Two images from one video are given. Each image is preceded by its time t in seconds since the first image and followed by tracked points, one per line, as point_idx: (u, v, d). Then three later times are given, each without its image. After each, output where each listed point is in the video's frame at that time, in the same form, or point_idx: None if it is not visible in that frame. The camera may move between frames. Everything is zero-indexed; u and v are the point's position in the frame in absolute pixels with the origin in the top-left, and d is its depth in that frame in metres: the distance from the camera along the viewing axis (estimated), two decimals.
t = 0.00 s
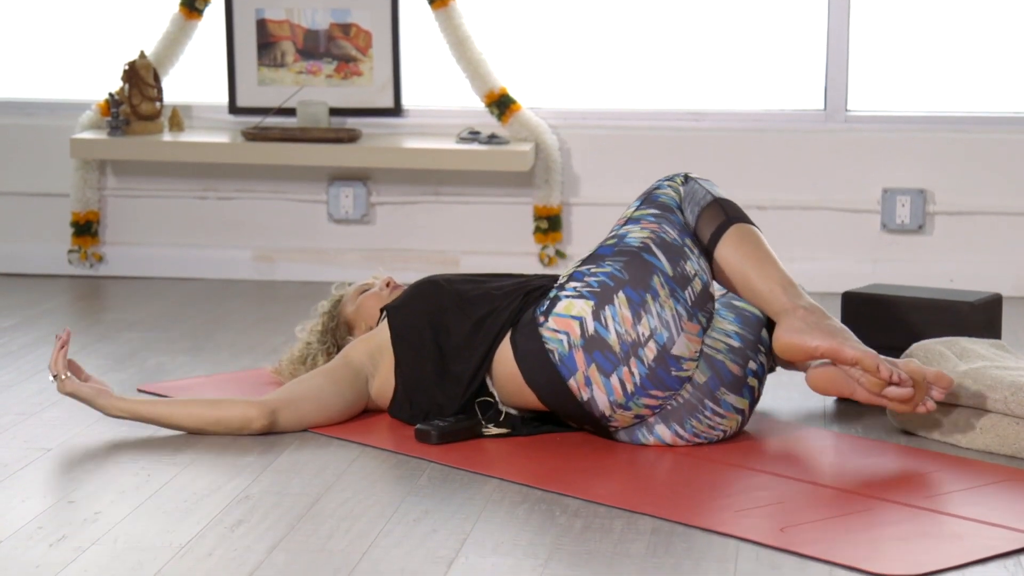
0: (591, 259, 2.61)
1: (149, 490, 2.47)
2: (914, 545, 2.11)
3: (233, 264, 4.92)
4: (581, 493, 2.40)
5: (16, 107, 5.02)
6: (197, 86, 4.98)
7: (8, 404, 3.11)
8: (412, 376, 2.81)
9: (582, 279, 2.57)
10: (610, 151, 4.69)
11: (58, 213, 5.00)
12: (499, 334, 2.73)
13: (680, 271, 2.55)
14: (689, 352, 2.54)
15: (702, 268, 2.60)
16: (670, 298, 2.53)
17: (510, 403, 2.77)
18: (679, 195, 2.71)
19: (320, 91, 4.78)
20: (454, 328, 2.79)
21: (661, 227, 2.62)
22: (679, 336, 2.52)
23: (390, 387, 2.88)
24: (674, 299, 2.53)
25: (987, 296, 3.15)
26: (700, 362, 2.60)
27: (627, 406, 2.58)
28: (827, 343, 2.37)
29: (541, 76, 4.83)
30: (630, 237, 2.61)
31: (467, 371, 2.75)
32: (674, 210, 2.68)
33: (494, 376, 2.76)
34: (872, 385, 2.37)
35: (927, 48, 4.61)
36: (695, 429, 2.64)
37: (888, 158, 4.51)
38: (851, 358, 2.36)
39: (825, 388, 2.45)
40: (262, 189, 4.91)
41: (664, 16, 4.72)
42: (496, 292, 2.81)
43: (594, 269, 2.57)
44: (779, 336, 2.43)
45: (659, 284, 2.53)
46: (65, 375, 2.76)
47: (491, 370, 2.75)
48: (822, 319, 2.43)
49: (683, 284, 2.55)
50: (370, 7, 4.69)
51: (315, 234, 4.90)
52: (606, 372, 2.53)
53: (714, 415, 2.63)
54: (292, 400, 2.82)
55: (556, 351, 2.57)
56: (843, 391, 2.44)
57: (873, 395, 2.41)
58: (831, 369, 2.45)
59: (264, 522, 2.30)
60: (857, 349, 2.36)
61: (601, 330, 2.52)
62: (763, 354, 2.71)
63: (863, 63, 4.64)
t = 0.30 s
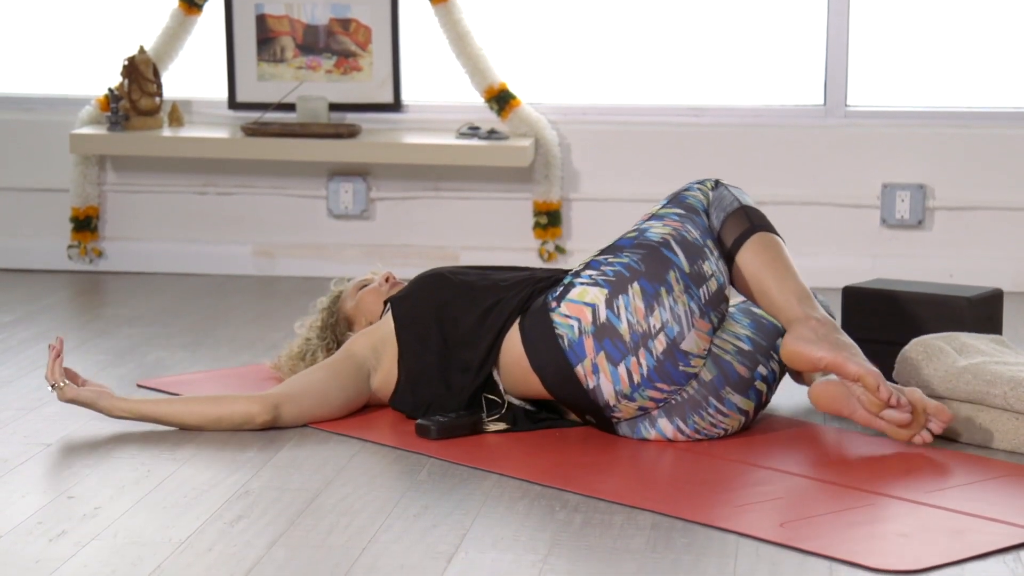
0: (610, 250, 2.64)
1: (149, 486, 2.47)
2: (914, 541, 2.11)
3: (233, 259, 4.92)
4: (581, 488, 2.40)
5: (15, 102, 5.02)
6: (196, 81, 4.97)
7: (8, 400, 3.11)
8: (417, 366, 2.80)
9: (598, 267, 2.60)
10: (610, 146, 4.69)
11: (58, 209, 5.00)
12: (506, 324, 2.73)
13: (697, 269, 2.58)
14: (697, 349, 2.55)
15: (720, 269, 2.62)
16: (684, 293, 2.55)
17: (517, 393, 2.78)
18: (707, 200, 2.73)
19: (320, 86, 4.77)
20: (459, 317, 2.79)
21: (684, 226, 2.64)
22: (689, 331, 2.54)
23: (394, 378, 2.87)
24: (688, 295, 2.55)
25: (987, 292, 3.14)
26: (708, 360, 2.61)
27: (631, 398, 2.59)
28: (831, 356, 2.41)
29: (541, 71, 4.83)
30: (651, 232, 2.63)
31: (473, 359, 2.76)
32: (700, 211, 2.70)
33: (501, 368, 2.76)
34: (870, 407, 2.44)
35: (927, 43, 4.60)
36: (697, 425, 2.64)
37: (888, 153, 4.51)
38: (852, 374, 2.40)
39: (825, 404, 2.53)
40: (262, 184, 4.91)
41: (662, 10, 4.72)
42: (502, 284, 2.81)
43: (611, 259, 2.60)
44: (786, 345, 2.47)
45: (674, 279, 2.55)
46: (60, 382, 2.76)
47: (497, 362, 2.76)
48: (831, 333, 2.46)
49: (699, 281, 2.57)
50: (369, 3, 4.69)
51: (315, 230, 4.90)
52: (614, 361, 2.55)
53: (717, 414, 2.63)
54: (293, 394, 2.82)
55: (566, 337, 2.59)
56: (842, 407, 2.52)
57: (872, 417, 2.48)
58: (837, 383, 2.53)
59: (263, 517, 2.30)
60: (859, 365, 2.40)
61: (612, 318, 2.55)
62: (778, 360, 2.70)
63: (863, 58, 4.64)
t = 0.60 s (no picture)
0: (631, 243, 2.66)
1: (149, 482, 2.48)
2: (914, 537, 2.11)
3: (233, 256, 4.92)
4: (581, 484, 2.41)
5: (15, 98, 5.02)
6: (196, 78, 4.97)
7: (8, 396, 3.11)
8: (423, 362, 2.78)
9: (618, 257, 2.62)
10: (610, 143, 4.69)
11: (57, 205, 5.00)
12: (519, 311, 2.74)
13: (716, 269, 2.60)
14: (709, 347, 2.57)
15: (739, 273, 2.65)
16: (701, 291, 2.57)
17: (523, 383, 2.79)
18: (736, 206, 2.77)
19: (320, 83, 4.78)
20: (467, 308, 2.79)
21: (708, 227, 2.66)
22: (702, 328, 2.56)
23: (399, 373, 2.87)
24: (705, 293, 2.57)
25: (987, 289, 3.15)
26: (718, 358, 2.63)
27: (639, 389, 2.60)
28: (841, 363, 2.41)
29: (541, 67, 4.83)
30: (675, 229, 2.66)
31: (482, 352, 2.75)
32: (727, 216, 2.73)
33: (510, 360, 2.77)
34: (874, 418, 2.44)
35: (927, 40, 4.60)
36: (701, 422, 2.64)
37: (888, 150, 4.51)
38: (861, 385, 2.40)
39: (825, 412, 2.53)
40: (262, 181, 4.91)
41: (662, 6, 4.72)
42: (512, 278, 2.83)
43: (632, 251, 2.63)
44: (797, 348, 2.47)
45: (693, 277, 2.57)
46: (60, 387, 2.77)
47: (507, 351, 2.76)
48: (844, 344, 2.47)
49: (717, 281, 2.60)
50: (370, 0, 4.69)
51: (314, 227, 4.90)
52: (626, 351, 2.56)
53: (722, 412, 2.64)
54: (295, 390, 2.82)
55: (579, 324, 2.61)
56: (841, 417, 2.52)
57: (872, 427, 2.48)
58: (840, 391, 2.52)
59: (264, 514, 2.30)
60: (867, 376, 2.39)
61: (628, 308, 2.57)
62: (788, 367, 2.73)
63: (863, 55, 4.64)
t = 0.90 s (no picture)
0: (644, 238, 2.67)
1: (149, 480, 2.48)
2: (914, 536, 2.11)
3: (233, 254, 4.92)
4: (580, 483, 2.41)
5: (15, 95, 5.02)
6: (196, 76, 4.97)
7: (7, 394, 3.12)
8: (426, 353, 2.78)
9: (630, 251, 2.63)
10: (611, 141, 4.69)
11: (57, 203, 5.00)
12: (524, 304, 2.74)
13: (727, 269, 2.60)
14: (716, 344, 2.58)
15: (751, 276, 2.65)
16: (712, 289, 2.57)
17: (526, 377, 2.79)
18: (754, 212, 2.76)
19: (320, 81, 4.77)
20: (473, 300, 2.78)
21: (723, 229, 2.66)
22: (711, 325, 2.56)
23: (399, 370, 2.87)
24: (715, 292, 2.57)
25: (987, 286, 3.15)
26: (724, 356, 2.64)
27: (645, 382, 2.60)
28: (848, 367, 2.41)
29: (541, 65, 4.83)
30: (690, 228, 2.66)
31: (486, 346, 2.75)
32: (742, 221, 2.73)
33: (515, 354, 2.76)
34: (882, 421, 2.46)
35: (927, 38, 4.60)
36: (704, 418, 2.64)
37: (888, 147, 4.51)
38: (870, 388, 2.40)
39: (825, 422, 2.58)
40: (262, 179, 4.91)
41: (662, 5, 4.71)
42: (519, 275, 2.82)
43: (645, 246, 2.63)
44: (806, 354, 2.47)
45: (704, 274, 2.57)
46: (60, 394, 2.78)
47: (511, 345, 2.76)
48: (853, 349, 2.47)
49: (728, 281, 2.60)
50: None
51: (315, 225, 4.90)
52: (634, 343, 2.56)
53: (725, 409, 2.65)
54: (294, 387, 2.82)
55: (588, 314, 2.61)
56: (842, 428, 2.56)
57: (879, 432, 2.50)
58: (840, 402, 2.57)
59: (264, 512, 2.30)
60: (875, 379, 2.40)
61: (639, 301, 2.57)
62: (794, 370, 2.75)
63: (863, 53, 4.64)
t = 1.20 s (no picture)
0: (658, 234, 2.69)
1: (149, 479, 2.48)
2: (914, 534, 2.11)
3: (233, 252, 4.92)
4: (580, 481, 2.41)
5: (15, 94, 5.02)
6: (196, 74, 4.97)
7: (8, 392, 3.12)
8: (431, 345, 2.77)
9: (645, 245, 2.65)
10: (611, 139, 4.69)
11: (57, 201, 5.00)
12: (533, 292, 2.73)
13: (739, 270, 2.64)
14: (725, 342, 2.60)
15: (761, 278, 2.68)
16: (723, 288, 2.60)
17: (533, 372, 2.79)
18: (765, 219, 2.79)
19: (320, 79, 4.78)
20: (480, 292, 2.78)
21: (736, 231, 2.69)
22: (722, 323, 2.59)
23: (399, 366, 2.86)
24: (727, 290, 2.60)
25: (987, 285, 3.15)
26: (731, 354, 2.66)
27: (653, 376, 2.61)
28: (856, 369, 2.43)
29: (541, 63, 4.83)
30: (704, 227, 2.69)
31: (494, 338, 2.73)
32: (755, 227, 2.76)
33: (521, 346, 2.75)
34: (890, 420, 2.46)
35: (927, 36, 4.60)
36: (708, 414, 2.65)
37: (888, 145, 4.51)
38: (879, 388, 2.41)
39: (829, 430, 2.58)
40: (262, 177, 4.91)
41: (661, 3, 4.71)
42: (527, 268, 2.81)
43: (660, 241, 2.65)
44: (816, 361, 2.49)
45: (717, 272, 2.60)
46: (56, 399, 2.79)
47: (519, 341, 2.75)
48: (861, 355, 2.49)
49: (739, 280, 2.63)
50: None
51: (315, 223, 4.90)
52: (645, 335, 2.58)
53: (730, 406, 2.66)
54: (293, 384, 2.82)
55: (600, 305, 2.63)
56: (848, 433, 2.57)
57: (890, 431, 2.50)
58: (844, 408, 2.59)
59: (264, 510, 2.30)
60: (883, 378, 2.41)
61: (652, 294, 2.59)
62: (799, 372, 2.77)
63: (863, 51, 4.64)
